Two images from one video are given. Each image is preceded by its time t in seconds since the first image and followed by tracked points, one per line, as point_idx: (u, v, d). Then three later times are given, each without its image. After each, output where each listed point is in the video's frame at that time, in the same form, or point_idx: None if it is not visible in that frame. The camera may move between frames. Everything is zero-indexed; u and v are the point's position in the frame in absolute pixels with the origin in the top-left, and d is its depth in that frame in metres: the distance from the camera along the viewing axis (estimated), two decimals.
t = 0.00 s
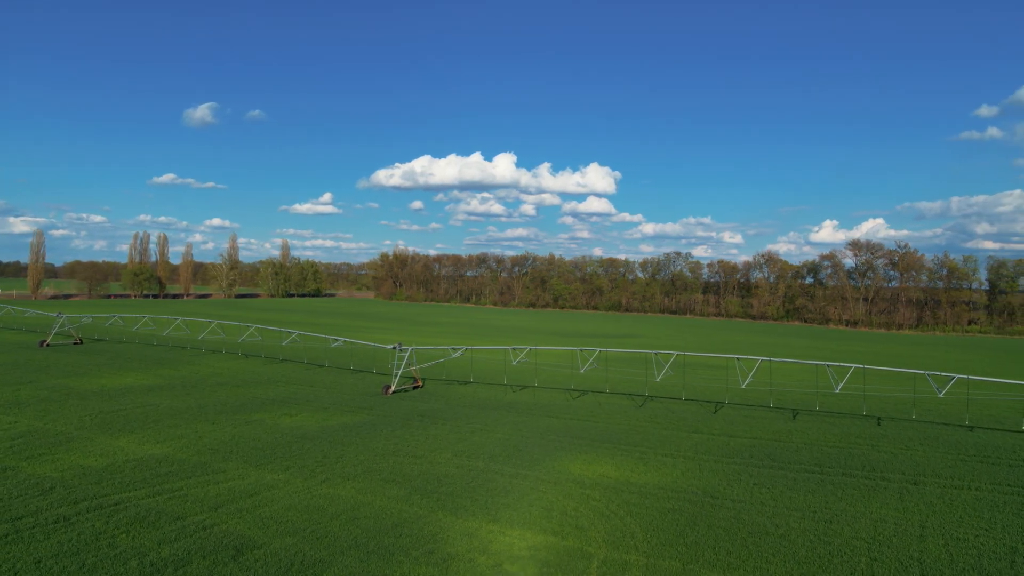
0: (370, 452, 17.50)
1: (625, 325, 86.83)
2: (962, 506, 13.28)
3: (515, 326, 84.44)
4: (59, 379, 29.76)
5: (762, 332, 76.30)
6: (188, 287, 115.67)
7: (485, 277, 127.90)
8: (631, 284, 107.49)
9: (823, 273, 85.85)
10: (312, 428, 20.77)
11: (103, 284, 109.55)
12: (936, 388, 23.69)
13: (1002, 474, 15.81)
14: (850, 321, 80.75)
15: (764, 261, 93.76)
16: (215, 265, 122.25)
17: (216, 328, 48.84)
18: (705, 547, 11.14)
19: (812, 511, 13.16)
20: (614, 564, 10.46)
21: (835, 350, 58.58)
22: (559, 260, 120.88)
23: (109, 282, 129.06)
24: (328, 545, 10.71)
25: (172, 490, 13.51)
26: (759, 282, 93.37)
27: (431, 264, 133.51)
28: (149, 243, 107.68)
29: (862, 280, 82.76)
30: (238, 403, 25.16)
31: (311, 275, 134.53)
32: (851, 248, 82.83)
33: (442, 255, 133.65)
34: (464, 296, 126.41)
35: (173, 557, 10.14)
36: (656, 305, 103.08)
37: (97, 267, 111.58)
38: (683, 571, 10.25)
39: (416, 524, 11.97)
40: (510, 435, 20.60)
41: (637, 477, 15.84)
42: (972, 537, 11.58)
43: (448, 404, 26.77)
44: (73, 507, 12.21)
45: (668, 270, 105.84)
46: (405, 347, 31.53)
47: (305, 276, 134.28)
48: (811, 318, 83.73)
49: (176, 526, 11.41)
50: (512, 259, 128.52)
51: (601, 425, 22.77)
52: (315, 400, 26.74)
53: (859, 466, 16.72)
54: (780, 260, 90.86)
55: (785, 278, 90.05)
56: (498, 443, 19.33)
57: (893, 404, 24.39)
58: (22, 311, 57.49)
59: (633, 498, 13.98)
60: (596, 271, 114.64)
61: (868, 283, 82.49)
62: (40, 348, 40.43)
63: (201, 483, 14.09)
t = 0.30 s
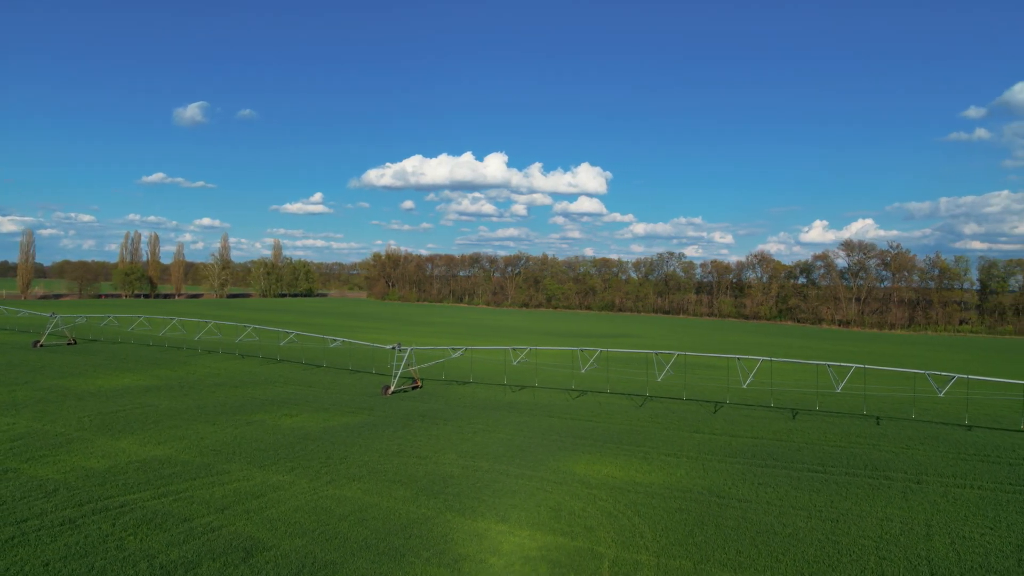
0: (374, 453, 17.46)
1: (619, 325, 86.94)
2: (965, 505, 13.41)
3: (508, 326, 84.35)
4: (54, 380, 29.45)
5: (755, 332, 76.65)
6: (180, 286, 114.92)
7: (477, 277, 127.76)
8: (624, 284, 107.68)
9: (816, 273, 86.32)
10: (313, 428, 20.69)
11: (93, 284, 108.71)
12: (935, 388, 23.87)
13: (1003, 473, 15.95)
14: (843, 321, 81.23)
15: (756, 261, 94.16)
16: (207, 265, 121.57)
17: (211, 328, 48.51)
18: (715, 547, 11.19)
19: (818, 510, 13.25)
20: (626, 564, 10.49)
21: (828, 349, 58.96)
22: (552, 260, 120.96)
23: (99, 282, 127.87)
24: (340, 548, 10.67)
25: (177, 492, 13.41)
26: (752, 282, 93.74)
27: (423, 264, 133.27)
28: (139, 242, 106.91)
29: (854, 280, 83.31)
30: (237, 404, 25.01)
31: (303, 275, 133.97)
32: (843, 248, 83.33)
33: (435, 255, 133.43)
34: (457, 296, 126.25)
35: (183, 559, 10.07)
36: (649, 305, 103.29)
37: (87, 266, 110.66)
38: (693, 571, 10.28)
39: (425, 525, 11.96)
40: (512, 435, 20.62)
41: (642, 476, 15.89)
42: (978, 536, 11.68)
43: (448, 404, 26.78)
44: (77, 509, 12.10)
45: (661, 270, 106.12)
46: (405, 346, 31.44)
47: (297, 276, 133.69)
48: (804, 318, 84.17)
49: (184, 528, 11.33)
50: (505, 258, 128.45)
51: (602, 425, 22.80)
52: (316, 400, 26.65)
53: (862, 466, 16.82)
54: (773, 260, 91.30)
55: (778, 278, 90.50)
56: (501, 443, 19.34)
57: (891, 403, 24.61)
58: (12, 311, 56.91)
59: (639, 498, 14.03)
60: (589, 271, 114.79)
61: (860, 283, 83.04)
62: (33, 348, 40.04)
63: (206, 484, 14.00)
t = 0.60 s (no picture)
0: (377, 454, 17.41)
1: (612, 325, 87.05)
2: (967, 504, 13.52)
3: (501, 326, 84.21)
4: (49, 381, 29.13)
5: (748, 332, 76.98)
6: (171, 286, 114.12)
7: (470, 277, 127.62)
8: (617, 283, 107.87)
9: (809, 273, 86.77)
10: (315, 429, 20.60)
11: (83, 283, 107.77)
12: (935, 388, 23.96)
13: (1003, 472, 16.09)
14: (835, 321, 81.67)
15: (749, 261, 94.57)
16: (198, 265, 120.80)
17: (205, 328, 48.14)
18: (723, 547, 11.24)
19: (823, 509, 13.32)
20: (635, 564, 10.52)
21: (821, 349, 59.29)
22: (545, 260, 121.05)
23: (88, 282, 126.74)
24: (350, 550, 10.64)
25: (181, 493, 13.33)
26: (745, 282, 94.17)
27: (416, 264, 133.00)
28: (130, 242, 106.07)
29: (847, 280, 83.85)
30: (236, 405, 24.83)
31: (295, 275, 133.37)
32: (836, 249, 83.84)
33: (427, 255, 133.20)
34: (450, 296, 126.05)
35: (192, 562, 10.03)
36: (643, 305, 103.48)
37: (76, 266, 109.66)
38: (703, 571, 10.33)
39: (434, 526, 11.95)
40: (514, 435, 20.60)
41: (647, 476, 15.92)
42: (983, 535, 11.78)
43: (448, 404, 26.73)
44: (82, 512, 12.00)
45: (654, 271, 106.40)
46: (404, 347, 31.27)
47: (289, 276, 133.06)
48: (797, 318, 84.56)
49: (191, 530, 11.27)
50: (498, 258, 128.39)
51: (603, 425, 22.81)
52: (315, 401, 26.52)
53: (863, 465, 16.93)
54: (766, 260, 91.72)
55: (771, 278, 90.95)
56: (503, 443, 19.33)
57: (889, 403, 24.75)
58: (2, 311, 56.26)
59: (645, 498, 14.06)
60: (582, 271, 114.94)
61: (852, 283, 83.58)
62: (26, 349, 39.59)
63: (210, 485, 13.91)
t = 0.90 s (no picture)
0: (381, 455, 17.36)
1: (605, 325, 87.18)
2: (971, 504, 13.61)
3: (495, 326, 84.05)
4: (44, 382, 28.78)
5: (741, 332, 77.26)
6: (162, 286, 113.32)
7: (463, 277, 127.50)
8: (610, 283, 108.05)
9: (801, 273, 87.25)
10: (316, 430, 20.53)
11: (73, 284, 106.78)
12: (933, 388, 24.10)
13: (1003, 471, 16.24)
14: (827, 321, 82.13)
15: (742, 261, 94.99)
16: (189, 264, 120.00)
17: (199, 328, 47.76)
18: (734, 548, 11.26)
19: (828, 509, 13.41)
20: (646, 565, 10.54)
21: (814, 349, 59.59)
22: (537, 260, 121.05)
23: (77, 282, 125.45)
24: (360, 553, 10.60)
25: (186, 496, 13.22)
26: (738, 282, 94.57)
27: (408, 264, 132.74)
28: (120, 242, 105.19)
29: (839, 280, 84.39)
30: (236, 406, 24.67)
31: (286, 275, 132.76)
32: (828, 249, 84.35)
33: (420, 255, 132.95)
34: (442, 296, 125.86)
35: (201, 565, 9.96)
36: (635, 305, 103.73)
37: (66, 266, 108.61)
38: (715, 571, 10.36)
39: (442, 528, 11.91)
40: (516, 436, 20.60)
41: (651, 477, 15.95)
42: (989, 534, 11.86)
43: (448, 405, 26.62)
44: (88, 515, 11.90)
45: (647, 271, 106.70)
46: (404, 347, 31.12)
47: (280, 276, 132.42)
48: (789, 318, 84.99)
49: (199, 533, 11.19)
50: (491, 258, 128.30)
51: (604, 426, 22.87)
52: (314, 402, 26.37)
53: (865, 465, 17.03)
54: (758, 261, 92.15)
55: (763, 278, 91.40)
56: (505, 443, 19.35)
57: (888, 403, 24.93)
58: None
59: (651, 499, 14.09)
60: (575, 271, 115.07)
61: (844, 283, 84.18)
62: (18, 350, 39.10)
63: (215, 488, 13.82)
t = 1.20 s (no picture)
0: (385, 456, 17.31)
1: (598, 325, 87.27)
2: (976, 504, 13.71)
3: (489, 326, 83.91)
4: (41, 384, 28.52)
5: (734, 332, 77.59)
6: (153, 286, 112.54)
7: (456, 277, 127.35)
8: (603, 283, 108.20)
9: (794, 273, 87.65)
10: (319, 432, 20.46)
11: (64, 284, 105.82)
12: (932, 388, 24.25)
13: (1005, 471, 16.37)
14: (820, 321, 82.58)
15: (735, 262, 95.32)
16: (181, 264, 119.23)
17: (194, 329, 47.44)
18: (745, 549, 11.30)
19: (834, 509, 13.49)
20: (658, 565, 10.59)
21: (808, 349, 59.89)
22: (530, 260, 120.85)
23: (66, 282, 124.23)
24: (371, 556, 10.55)
25: (192, 499, 13.13)
26: (731, 282, 94.86)
27: (401, 264, 132.45)
28: (111, 241, 104.37)
29: (831, 281, 84.85)
30: (236, 408, 24.52)
31: (278, 275, 132.16)
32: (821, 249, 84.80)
33: (413, 255, 132.64)
34: (435, 296, 125.68)
35: (212, 570, 9.90)
36: (629, 305, 103.96)
37: (56, 266, 107.60)
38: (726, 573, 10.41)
39: (452, 531, 11.87)
40: (519, 437, 20.61)
41: (657, 478, 15.98)
42: (996, 534, 11.96)
43: (448, 405, 26.55)
44: (95, 518, 11.80)
45: (641, 271, 106.96)
46: (403, 348, 31.01)
47: (273, 276, 131.79)
48: (782, 318, 85.38)
49: (208, 536, 11.12)
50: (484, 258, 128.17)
51: (606, 426, 22.90)
52: (314, 403, 26.26)
53: (868, 465, 17.14)
54: (751, 261, 92.51)
55: (756, 278, 91.77)
56: (509, 444, 19.35)
57: (886, 403, 25.11)
58: None
59: (658, 500, 14.12)
60: (569, 271, 115.12)
61: (837, 283, 84.66)
62: (11, 351, 38.69)
63: (221, 491, 13.74)
